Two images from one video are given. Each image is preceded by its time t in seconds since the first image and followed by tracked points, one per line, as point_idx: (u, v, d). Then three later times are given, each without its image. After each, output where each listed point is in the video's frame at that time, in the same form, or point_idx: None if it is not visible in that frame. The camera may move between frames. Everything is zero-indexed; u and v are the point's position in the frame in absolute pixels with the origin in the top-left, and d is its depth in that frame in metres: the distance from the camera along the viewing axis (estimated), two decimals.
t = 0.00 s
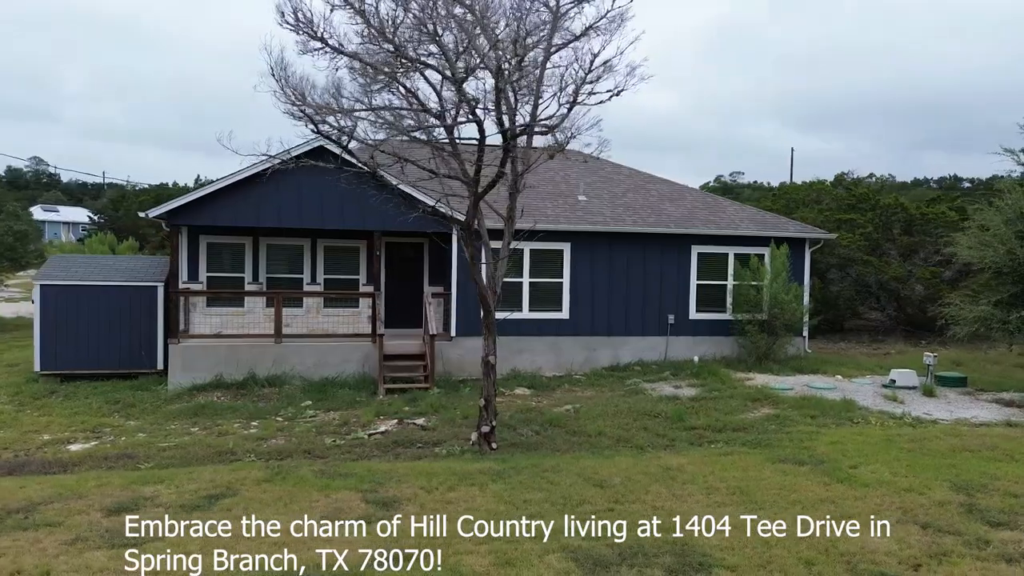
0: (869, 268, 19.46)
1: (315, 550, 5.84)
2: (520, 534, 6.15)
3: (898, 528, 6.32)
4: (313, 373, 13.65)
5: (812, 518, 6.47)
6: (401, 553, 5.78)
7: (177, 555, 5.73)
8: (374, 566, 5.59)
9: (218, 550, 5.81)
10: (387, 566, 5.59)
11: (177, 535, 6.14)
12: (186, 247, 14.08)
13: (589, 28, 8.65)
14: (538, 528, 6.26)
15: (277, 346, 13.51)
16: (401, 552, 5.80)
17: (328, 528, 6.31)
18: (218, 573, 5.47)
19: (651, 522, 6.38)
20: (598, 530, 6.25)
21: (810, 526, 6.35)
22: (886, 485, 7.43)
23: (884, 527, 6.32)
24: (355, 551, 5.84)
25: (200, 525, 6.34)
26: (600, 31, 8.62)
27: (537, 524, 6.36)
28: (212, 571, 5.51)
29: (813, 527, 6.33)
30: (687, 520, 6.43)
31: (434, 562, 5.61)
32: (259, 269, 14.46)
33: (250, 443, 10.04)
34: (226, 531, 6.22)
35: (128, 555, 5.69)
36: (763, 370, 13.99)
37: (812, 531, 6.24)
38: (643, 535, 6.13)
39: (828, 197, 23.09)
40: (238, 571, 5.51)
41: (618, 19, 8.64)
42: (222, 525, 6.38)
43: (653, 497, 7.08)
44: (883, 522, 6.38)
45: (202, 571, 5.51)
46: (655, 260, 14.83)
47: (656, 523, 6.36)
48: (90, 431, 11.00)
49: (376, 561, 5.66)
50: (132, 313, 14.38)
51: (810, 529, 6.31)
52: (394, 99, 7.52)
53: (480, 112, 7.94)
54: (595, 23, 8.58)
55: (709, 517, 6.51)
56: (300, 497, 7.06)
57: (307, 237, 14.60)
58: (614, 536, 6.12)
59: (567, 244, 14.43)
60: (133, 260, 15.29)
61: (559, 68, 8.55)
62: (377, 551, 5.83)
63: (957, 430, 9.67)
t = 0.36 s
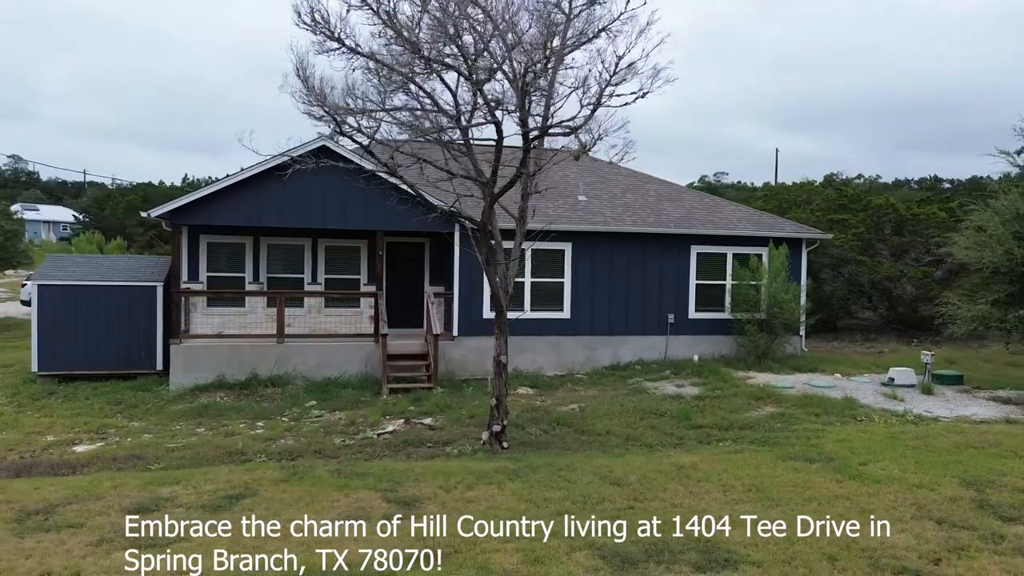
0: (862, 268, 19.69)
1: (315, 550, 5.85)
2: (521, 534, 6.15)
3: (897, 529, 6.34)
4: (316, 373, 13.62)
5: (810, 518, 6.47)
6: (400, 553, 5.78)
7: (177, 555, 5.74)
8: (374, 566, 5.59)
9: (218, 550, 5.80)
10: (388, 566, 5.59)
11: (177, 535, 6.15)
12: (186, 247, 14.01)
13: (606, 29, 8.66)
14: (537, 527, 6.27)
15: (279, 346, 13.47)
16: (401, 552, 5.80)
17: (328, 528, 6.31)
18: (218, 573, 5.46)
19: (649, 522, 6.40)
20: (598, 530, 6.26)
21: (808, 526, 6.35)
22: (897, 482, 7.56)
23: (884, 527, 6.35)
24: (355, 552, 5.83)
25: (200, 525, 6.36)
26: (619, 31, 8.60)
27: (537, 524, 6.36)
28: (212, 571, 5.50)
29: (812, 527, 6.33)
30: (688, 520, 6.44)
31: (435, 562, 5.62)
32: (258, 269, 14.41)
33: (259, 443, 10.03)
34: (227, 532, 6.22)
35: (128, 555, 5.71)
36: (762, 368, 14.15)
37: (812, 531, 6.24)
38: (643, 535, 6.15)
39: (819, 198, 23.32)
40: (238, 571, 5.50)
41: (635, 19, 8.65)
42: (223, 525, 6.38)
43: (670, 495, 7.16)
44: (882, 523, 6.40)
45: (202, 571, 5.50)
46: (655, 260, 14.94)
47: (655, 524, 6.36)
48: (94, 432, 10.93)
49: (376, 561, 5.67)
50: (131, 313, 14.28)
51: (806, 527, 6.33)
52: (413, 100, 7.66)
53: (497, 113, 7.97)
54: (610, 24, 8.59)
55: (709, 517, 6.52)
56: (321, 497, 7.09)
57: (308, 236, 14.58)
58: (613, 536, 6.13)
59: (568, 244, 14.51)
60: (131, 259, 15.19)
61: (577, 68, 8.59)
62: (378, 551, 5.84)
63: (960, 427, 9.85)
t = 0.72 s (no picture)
0: (856, 268, 19.93)
1: (316, 550, 5.84)
2: (521, 534, 6.15)
3: (897, 528, 6.36)
4: (318, 373, 13.59)
5: (810, 517, 6.48)
6: (401, 553, 5.78)
7: (177, 555, 5.74)
8: (375, 567, 5.59)
9: (218, 550, 5.80)
10: (388, 566, 5.59)
11: (178, 535, 6.15)
12: (187, 246, 13.94)
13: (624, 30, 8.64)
14: (538, 527, 6.27)
15: (282, 346, 13.44)
16: (401, 552, 5.80)
17: (328, 528, 6.31)
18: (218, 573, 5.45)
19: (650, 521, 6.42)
20: (600, 529, 6.26)
21: (809, 526, 6.35)
22: (908, 478, 7.69)
23: (884, 527, 6.35)
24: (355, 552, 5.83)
25: (200, 525, 6.36)
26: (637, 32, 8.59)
27: (537, 523, 6.36)
28: (212, 571, 5.49)
29: (813, 527, 6.33)
30: (688, 520, 6.46)
31: (435, 561, 5.63)
32: (259, 268, 14.37)
33: (269, 443, 10.02)
34: (227, 532, 6.23)
35: (129, 555, 5.72)
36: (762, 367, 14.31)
37: (812, 531, 6.25)
38: (643, 535, 6.16)
39: (810, 198, 23.59)
40: (238, 571, 5.49)
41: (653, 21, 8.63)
42: (223, 524, 6.39)
43: (688, 492, 7.24)
44: (882, 523, 6.41)
45: (201, 571, 5.49)
46: (655, 260, 15.05)
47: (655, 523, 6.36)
48: (98, 432, 10.85)
49: (377, 561, 5.66)
50: (131, 313, 14.18)
51: (807, 528, 6.33)
52: (431, 102, 7.71)
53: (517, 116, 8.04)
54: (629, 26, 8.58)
55: (708, 517, 6.52)
56: (343, 496, 7.11)
57: (310, 236, 14.55)
58: (613, 536, 6.13)
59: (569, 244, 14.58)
60: (131, 258, 15.07)
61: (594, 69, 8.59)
62: (378, 551, 5.84)
63: (962, 424, 10.03)
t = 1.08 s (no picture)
0: (849, 268, 20.17)
1: (316, 550, 5.82)
2: (521, 534, 6.15)
3: (897, 529, 6.35)
4: (322, 373, 13.57)
5: (808, 517, 6.50)
6: (401, 553, 5.77)
7: (177, 555, 5.73)
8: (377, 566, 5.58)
9: (219, 550, 5.78)
10: (388, 566, 5.58)
11: (177, 536, 6.14)
12: (188, 246, 13.85)
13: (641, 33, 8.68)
14: (538, 527, 6.28)
15: (285, 346, 13.41)
16: (401, 552, 5.78)
17: (328, 528, 6.29)
18: (219, 573, 5.43)
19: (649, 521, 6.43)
20: (600, 529, 6.25)
21: (808, 526, 6.37)
22: (919, 474, 7.82)
23: (884, 527, 6.36)
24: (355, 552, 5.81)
25: (200, 525, 6.34)
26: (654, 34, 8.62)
27: (537, 524, 6.37)
28: (213, 571, 5.47)
29: (813, 527, 6.34)
30: (687, 520, 6.48)
31: (435, 562, 5.62)
32: (262, 268, 14.32)
33: (278, 442, 10.00)
34: (227, 532, 6.21)
35: (129, 555, 5.69)
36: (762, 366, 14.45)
37: (812, 531, 6.26)
38: (644, 535, 6.16)
39: (802, 198, 23.81)
40: (238, 571, 5.47)
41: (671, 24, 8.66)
42: (223, 524, 6.37)
43: (705, 489, 7.32)
44: (883, 523, 6.42)
45: (201, 571, 5.47)
46: (655, 260, 15.15)
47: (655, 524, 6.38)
48: (103, 433, 10.78)
49: (378, 562, 5.64)
50: (130, 313, 14.08)
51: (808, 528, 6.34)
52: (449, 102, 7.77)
53: (535, 117, 8.09)
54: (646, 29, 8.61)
55: (708, 517, 6.54)
56: (366, 495, 7.13)
57: (311, 236, 14.52)
58: (614, 536, 6.13)
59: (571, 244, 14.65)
60: (129, 258, 14.96)
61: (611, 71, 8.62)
62: (380, 551, 5.82)
63: (964, 421, 10.21)
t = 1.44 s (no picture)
0: (843, 268, 20.40)
1: (316, 550, 5.81)
2: (521, 534, 6.16)
3: (896, 528, 6.36)
4: (324, 372, 13.55)
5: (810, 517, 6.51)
6: (402, 554, 5.77)
7: (178, 555, 5.72)
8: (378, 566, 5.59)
9: (218, 550, 5.78)
10: (386, 567, 5.58)
11: (177, 535, 6.13)
12: (189, 245, 13.79)
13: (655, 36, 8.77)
14: (539, 527, 6.29)
15: (288, 346, 13.38)
16: (401, 552, 5.79)
17: (328, 528, 6.28)
18: (219, 573, 5.42)
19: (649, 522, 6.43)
20: (600, 529, 6.26)
21: (807, 526, 6.37)
22: (927, 471, 7.95)
23: (883, 527, 6.36)
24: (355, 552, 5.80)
25: (200, 525, 6.33)
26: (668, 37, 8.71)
27: (537, 524, 6.38)
28: (213, 571, 5.46)
29: (812, 528, 6.34)
30: (685, 520, 6.49)
31: (435, 562, 5.63)
32: (262, 267, 14.27)
33: (287, 442, 9.99)
34: (227, 531, 6.20)
35: (129, 555, 5.67)
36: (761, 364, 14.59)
37: (812, 531, 6.27)
38: (645, 535, 6.15)
39: (794, 199, 24.07)
40: (238, 571, 5.47)
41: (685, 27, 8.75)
42: (223, 524, 6.36)
43: (720, 486, 7.40)
44: (882, 523, 6.41)
45: (201, 571, 5.47)
46: (655, 259, 15.26)
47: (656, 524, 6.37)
48: (107, 433, 10.72)
49: (379, 563, 5.63)
50: (130, 312, 14.00)
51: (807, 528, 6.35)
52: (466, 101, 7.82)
53: (550, 117, 8.14)
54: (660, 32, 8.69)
55: (706, 517, 6.56)
56: (384, 494, 7.15)
57: (312, 235, 14.48)
58: (613, 536, 6.12)
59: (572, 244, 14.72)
60: (128, 257, 14.87)
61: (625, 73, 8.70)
62: (381, 552, 5.82)
63: (965, 418, 10.38)
